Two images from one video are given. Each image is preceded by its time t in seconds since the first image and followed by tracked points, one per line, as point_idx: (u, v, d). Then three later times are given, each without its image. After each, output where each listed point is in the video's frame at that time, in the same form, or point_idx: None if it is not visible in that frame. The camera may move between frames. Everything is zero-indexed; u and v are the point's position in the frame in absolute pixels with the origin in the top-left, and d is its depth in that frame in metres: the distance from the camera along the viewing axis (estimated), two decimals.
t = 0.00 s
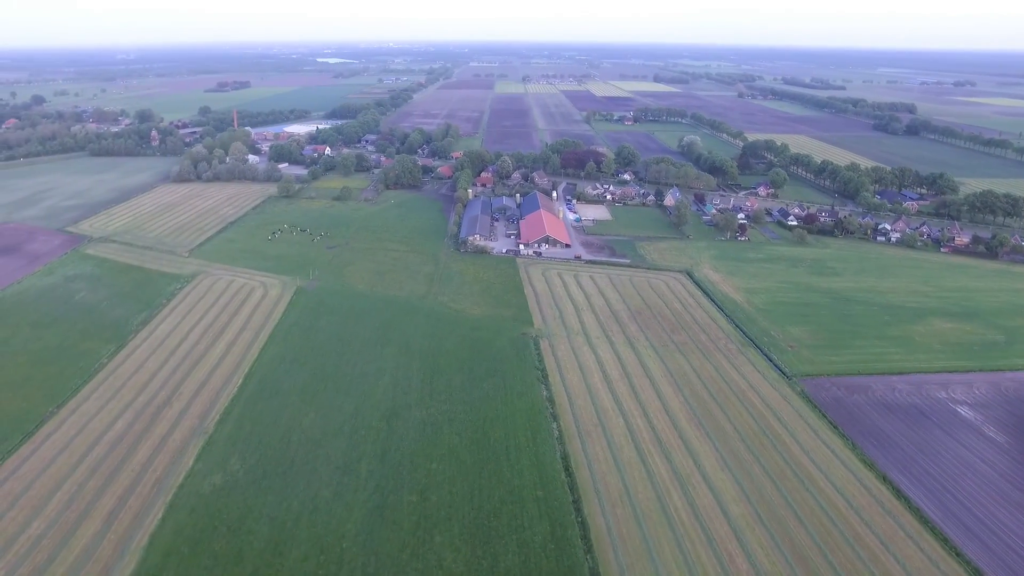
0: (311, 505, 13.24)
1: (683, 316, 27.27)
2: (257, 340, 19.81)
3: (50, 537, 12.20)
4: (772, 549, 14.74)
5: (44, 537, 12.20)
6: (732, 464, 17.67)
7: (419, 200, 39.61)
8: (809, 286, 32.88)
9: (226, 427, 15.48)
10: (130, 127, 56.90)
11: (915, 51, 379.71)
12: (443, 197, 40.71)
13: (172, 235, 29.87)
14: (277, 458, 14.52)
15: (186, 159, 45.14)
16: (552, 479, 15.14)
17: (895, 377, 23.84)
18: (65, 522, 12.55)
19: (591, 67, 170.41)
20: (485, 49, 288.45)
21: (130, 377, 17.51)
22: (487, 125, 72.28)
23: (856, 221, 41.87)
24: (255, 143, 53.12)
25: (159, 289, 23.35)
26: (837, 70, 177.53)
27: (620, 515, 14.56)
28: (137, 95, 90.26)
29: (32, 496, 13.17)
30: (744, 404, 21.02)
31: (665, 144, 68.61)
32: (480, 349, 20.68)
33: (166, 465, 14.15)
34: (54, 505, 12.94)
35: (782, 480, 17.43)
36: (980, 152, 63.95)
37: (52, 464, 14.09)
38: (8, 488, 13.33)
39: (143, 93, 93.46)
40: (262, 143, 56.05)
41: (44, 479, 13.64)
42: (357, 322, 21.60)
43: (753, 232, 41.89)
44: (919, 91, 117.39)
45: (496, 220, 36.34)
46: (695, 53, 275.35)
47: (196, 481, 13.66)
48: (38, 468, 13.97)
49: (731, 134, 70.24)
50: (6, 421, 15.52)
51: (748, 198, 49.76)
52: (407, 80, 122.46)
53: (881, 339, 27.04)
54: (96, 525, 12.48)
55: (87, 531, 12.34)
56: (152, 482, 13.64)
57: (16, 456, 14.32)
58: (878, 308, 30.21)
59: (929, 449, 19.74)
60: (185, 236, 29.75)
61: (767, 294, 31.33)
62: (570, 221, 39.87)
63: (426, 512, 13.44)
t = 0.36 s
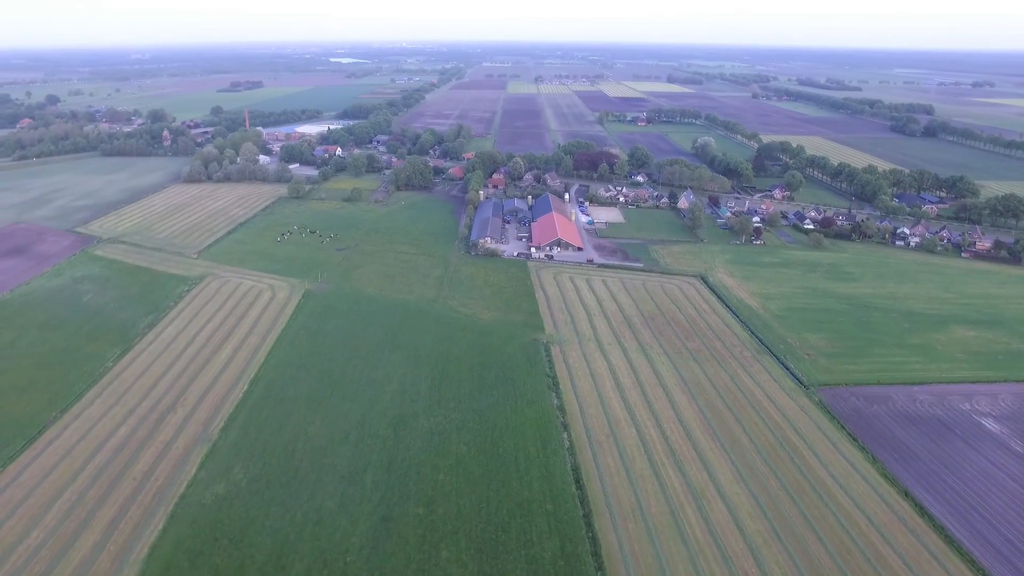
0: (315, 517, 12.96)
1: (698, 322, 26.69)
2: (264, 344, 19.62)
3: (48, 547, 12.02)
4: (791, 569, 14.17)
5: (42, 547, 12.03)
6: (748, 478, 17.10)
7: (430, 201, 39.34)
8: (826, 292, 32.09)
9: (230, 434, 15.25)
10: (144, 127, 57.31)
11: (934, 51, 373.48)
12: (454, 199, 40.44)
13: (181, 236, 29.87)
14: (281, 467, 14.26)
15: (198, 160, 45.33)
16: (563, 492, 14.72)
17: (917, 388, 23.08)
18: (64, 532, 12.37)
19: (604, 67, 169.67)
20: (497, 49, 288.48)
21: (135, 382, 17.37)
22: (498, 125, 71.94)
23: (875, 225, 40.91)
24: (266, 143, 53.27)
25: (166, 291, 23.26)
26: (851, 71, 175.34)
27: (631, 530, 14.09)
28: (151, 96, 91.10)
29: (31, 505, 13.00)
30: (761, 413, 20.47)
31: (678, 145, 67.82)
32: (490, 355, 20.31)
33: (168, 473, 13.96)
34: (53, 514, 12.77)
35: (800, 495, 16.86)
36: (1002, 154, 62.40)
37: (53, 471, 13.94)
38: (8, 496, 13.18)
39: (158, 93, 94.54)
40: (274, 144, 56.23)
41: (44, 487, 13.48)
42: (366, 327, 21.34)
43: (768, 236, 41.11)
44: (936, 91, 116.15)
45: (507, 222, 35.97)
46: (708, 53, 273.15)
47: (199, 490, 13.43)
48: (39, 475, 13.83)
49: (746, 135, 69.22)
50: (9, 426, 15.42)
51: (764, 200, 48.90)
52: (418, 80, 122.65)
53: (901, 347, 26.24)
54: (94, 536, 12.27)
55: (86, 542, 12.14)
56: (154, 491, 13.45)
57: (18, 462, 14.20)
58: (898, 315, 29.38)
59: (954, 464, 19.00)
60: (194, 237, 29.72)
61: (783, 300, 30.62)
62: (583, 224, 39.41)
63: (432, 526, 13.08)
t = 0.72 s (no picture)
0: (319, 528, 12.69)
1: (714, 328, 26.10)
2: (271, 348, 19.45)
3: (48, 557, 11.87)
4: None
5: (41, 557, 11.86)
6: (766, 493, 16.53)
7: (441, 203, 39.09)
8: (845, 297, 31.27)
9: (234, 441, 15.06)
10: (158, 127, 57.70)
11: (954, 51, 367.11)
12: (465, 201, 40.17)
13: (191, 237, 29.88)
14: (286, 476, 14.02)
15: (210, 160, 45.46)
16: (573, 505, 14.31)
17: (939, 399, 22.32)
18: (64, 541, 12.21)
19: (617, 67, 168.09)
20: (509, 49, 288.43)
21: (140, 387, 17.26)
22: (510, 126, 71.52)
23: (895, 229, 39.92)
24: (278, 144, 53.43)
25: (173, 294, 23.20)
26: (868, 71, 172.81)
27: (644, 547, 13.63)
28: (166, 96, 91.96)
29: (32, 512, 12.87)
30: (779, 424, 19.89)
31: (693, 147, 66.91)
32: (500, 362, 19.95)
33: (172, 481, 13.79)
34: (54, 523, 12.62)
35: (819, 511, 16.26)
36: None
37: (55, 478, 13.81)
38: (8, 503, 13.07)
39: (172, 93, 95.52)
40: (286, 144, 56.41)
41: (46, 494, 13.34)
42: (375, 332, 21.09)
43: (785, 240, 40.28)
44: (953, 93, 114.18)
45: (518, 224, 35.59)
46: (722, 53, 270.82)
47: (201, 500, 13.23)
48: (41, 481, 13.70)
49: (762, 137, 68.12)
50: (13, 430, 15.35)
51: (779, 203, 48.02)
52: (431, 80, 122.75)
53: (923, 356, 25.41)
54: (94, 547, 12.10)
55: (86, 553, 11.97)
56: (156, 499, 13.27)
57: (20, 468, 14.10)
58: (919, 322, 28.52)
59: (978, 480, 18.27)
60: (204, 239, 29.71)
61: (800, 306, 29.90)
62: (595, 227, 38.94)
63: (438, 539, 12.75)
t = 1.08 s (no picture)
0: (323, 541, 12.40)
1: (730, 336, 25.49)
2: (278, 353, 19.26)
3: (46, 568, 11.69)
4: None
5: (40, 568, 11.69)
6: (784, 508, 15.97)
7: (452, 205, 38.82)
8: (864, 304, 30.45)
9: (239, 449, 14.83)
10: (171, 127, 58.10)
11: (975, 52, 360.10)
12: (477, 202, 39.87)
13: (200, 238, 29.90)
14: (290, 486, 13.76)
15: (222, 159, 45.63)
16: (584, 519, 13.89)
17: (963, 411, 21.54)
18: (63, 551, 12.04)
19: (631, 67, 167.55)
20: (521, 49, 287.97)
21: (145, 391, 17.13)
22: (523, 126, 71.11)
23: (915, 234, 38.91)
24: (291, 144, 53.56)
25: (181, 295, 23.15)
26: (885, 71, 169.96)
27: (657, 564, 13.16)
28: (180, 96, 92.75)
29: (32, 521, 12.73)
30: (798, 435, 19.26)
31: (708, 149, 66.03)
32: (510, 368, 19.57)
33: (175, 489, 13.59)
34: (53, 533, 12.45)
35: (840, 529, 15.65)
36: None
37: (57, 485, 13.68)
38: (9, 511, 12.94)
39: (187, 92, 96.38)
40: (298, 144, 56.56)
41: (46, 502, 13.19)
42: (385, 337, 20.82)
43: (801, 244, 39.46)
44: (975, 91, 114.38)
45: (530, 226, 35.24)
46: (737, 54, 268.09)
47: (204, 509, 13.01)
48: (42, 489, 13.57)
49: (778, 138, 66.96)
50: (16, 435, 15.27)
51: (796, 206, 47.12)
52: (444, 80, 122.80)
53: (946, 366, 24.59)
54: (93, 558, 11.90)
55: (85, 563, 11.78)
56: (158, 508, 13.07)
57: (22, 474, 13.99)
58: (941, 331, 27.65)
59: (1006, 497, 17.51)
60: (214, 240, 29.74)
61: (818, 313, 29.14)
62: (609, 229, 38.43)
63: (445, 554, 12.40)
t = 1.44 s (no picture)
0: (326, 554, 12.13)
1: (746, 343, 24.88)
2: (285, 357, 19.09)
3: None
4: None
5: None
6: (802, 526, 15.40)
7: (463, 206, 38.53)
8: (883, 311, 29.63)
9: (243, 456, 14.65)
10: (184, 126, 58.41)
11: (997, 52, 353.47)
12: (488, 204, 39.56)
13: (210, 239, 29.92)
14: (294, 495, 13.53)
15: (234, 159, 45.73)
16: (595, 534, 13.46)
17: (988, 424, 20.77)
18: (63, 561, 11.89)
19: (646, 68, 165.67)
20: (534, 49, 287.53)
21: (150, 396, 17.02)
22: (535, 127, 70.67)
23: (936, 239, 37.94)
24: (302, 144, 53.65)
25: (189, 297, 23.10)
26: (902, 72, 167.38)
27: None
28: (194, 95, 93.36)
29: (32, 530, 12.60)
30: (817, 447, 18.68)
31: (723, 150, 65.11)
32: (521, 375, 19.22)
33: (177, 498, 13.42)
34: (53, 542, 12.31)
35: (861, 548, 15.05)
36: None
37: (59, 492, 13.57)
38: (9, 519, 12.82)
39: (202, 92, 97.19)
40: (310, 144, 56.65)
41: (47, 510, 13.06)
42: (394, 341, 20.56)
43: (818, 248, 38.64)
44: (994, 92, 113.33)
45: (541, 229, 34.85)
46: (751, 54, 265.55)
47: (206, 520, 12.81)
48: (44, 496, 13.46)
49: (795, 139, 65.84)
50: (19, 440, 15.19)
51: (813, 210, 46.22)
52: (456, 80, 122.75)
53: (969, 376, 23.78)
54: (91, 569, 11.72)
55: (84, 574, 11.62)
56: (159, 518, 12.90)
57: (23, 481, 13.88)
58: (964, 339, 26.81)
59: None
60: (224, 240, 29.74)
61: (836, 320, 28.40)
62: (622, 233, 37.93)
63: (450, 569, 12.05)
